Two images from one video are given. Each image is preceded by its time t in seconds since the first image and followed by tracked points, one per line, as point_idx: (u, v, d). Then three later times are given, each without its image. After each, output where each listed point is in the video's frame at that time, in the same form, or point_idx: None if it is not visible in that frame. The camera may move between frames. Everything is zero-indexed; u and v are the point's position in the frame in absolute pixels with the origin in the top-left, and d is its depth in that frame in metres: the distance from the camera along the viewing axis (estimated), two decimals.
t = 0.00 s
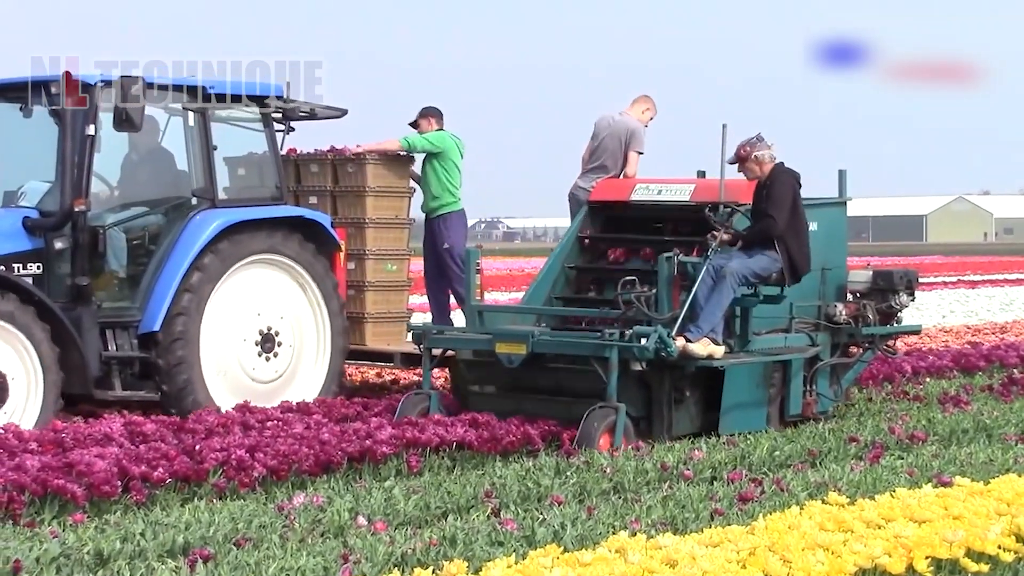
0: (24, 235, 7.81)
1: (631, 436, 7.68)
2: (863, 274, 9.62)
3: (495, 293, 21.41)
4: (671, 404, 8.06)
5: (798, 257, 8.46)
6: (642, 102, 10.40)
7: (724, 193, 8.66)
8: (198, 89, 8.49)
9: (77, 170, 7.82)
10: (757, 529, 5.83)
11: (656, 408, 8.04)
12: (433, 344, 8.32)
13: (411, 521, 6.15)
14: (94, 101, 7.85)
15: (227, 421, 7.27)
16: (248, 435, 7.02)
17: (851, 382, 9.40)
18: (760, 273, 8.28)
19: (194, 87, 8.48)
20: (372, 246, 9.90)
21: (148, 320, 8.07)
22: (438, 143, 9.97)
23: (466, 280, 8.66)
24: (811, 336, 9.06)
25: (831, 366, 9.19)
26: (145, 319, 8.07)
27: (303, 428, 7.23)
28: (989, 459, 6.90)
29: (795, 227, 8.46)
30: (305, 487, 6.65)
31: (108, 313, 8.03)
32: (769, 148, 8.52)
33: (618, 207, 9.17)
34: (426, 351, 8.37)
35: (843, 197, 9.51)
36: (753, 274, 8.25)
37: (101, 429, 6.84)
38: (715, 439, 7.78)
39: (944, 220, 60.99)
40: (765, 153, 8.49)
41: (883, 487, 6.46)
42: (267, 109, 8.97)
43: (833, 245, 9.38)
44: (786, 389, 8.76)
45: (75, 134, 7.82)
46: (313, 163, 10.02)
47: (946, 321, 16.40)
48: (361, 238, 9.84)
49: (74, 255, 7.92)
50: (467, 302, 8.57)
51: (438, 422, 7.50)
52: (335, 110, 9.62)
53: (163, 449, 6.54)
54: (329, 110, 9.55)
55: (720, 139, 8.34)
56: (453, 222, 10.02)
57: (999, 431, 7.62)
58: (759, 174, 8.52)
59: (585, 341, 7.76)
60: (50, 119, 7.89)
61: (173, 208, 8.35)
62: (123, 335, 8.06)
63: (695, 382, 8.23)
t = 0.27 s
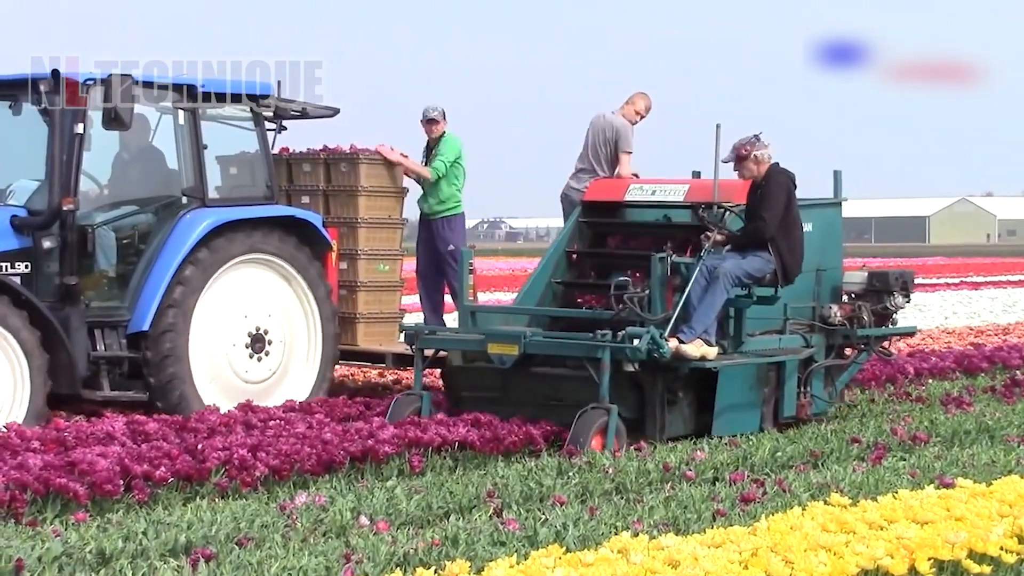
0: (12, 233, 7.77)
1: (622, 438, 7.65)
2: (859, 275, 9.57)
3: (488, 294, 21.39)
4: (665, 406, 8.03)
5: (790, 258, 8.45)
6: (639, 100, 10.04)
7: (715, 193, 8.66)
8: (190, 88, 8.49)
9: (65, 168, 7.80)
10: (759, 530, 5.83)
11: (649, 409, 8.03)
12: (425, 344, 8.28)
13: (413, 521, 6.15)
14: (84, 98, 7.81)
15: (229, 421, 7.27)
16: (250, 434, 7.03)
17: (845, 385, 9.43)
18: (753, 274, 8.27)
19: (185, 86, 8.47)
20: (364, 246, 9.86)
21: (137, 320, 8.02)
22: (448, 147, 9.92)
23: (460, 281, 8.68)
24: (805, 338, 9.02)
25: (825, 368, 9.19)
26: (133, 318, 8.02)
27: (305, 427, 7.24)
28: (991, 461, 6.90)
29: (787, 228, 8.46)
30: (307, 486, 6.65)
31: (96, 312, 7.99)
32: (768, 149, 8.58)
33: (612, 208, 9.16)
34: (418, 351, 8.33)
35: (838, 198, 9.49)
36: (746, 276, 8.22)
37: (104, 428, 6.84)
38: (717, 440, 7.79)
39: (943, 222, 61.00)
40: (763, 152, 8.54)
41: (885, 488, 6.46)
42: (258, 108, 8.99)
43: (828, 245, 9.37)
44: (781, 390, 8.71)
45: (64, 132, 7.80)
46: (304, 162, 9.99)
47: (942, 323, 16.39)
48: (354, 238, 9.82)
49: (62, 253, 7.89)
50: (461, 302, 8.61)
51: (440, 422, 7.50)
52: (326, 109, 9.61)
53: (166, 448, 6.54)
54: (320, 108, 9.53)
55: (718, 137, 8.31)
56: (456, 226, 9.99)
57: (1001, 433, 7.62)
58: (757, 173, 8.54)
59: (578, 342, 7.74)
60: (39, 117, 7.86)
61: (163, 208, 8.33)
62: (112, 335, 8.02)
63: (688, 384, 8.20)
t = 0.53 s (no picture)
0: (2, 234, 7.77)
1: (617, 439, 7.61)
2: (856, 276, 9.55)
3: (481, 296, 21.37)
4: (658, 407, 8.02)
5: (788, 257, 8.38)
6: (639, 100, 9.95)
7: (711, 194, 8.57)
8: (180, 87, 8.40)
9: (55, 167, 7.78)
10: (762, 531, 5.83)
11: (643, 411, 8.01)
12: (419, 345, 8.30)
13: (416, 521, 6.15)
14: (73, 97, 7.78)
15: (233, 420, 7.28)
16: (254, 434, 7.03)
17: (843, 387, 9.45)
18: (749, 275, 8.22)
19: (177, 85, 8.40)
20: (356, 246, 9.86)
21: (126, 320, 7.98)
22: (466, 158, 9.73)
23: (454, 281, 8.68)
24: (802, 339, 9.02)
25: (822, 370, 9.18)
26: (122, 318, 7.99)
27: (308, 427, 7.24)
28: (995, 462, 6.90)
29: (788, 227, 8.39)
30: (310, 486, 6.65)
31: (86, 312, 7.94)
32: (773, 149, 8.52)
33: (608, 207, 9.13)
34: (412, 352, 8.34)
35: (836, 199, 9.46)
36: (741, 276, 8.18)
37: (107, 427, 6.84)
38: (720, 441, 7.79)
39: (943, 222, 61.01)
40: (768, 152, 8.49)
41: (888, 489, 6.46)
42: (250, 108, 8.89)
43: (826, 245, 9.32)
44: (776, 393, 8.73)
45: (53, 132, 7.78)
46: (297, 162, 9.97)
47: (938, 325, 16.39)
48: (346, 238, 9.82)
49: (51, 254, 7.86)
50: (455, 303, 8.57)
51: (443, 422, 7.51)
52: (319, 110, 9.59)
53: (169, 447, 6.53)
54: (313, 108, 9.50)
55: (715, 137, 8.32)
56: (459, 226, 9.76)
57: (1005, 434, 7.62)
58: (761, 171, 8.46)
59: (570, 343, 7.74)
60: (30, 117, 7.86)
61: (154, 208, 8.29)
62: (100, 336, 7.94)
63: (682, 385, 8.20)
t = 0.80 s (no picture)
0: None
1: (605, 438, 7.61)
2: (844, 273, 9.51)
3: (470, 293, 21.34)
4: (646, 406, 8.03)
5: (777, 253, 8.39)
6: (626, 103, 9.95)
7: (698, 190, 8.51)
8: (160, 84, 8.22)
9: (33, 164, 7.58)
10: (760, 529, 5.84)
11: (631, 410, 8.02)
12: (405, 344, 8.29)
13: (414, 519, 6.15)
14: (53, 92, 7.62)
15: (230, 418, 7.28)
16: (251, 432, 7.03)
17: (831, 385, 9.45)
18: (736, 272, 8.22)
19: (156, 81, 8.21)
20: (340, 244, 9.73)
21: (107, 319, 7.83)
22: (466, 157, 9.75)
23: (439, 279, 8.64)
24: (790, 336, 9.03)
25: (810, 368, 9.16)
26: (103, 317, 7.83)
27: (306, 425, 7.24)
28: (992, 460, 6.91)
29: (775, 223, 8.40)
30: (308, 484, 6.65)
31: (66, 311, 7.76)
32: (758, 146, 8.52)
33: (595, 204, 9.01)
34: (399, 350, 8.33)
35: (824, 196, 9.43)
36: (728, 274, 8.17)
37: (105, 425, 6.83)
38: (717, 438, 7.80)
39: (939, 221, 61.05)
40: (752, 150, 8.49)
41: (886, 486, 6.47)
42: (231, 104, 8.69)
43: (814, 242, 9.29)
44: (764, 390, 8.74)
45: (32, 128, 7.61)
46: (279, 159, 9.81)
47: (930, 322, 16.40)
48: (329, 236, 9.69)
49: (30, 250, 7.64)
50: (441, 301, 8.55)
51: (441, 421, 7.52)
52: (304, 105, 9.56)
53: (167, 445, 6.52)
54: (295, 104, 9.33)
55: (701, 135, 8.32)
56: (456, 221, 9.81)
57: (1002, 431, 7.63)
58: (744, 171, 8.49)
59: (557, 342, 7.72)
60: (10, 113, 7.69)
61: (136, 205, 8.12)
62: (82, 334, 7.81)
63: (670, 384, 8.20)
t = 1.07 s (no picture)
0: None
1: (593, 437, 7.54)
2: (838, 273, 9.53)
3: (464, 292, 21.31)
4: (637, 405, 7.99)
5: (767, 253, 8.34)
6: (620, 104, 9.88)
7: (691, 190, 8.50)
8: (149, 80, 8.18)
9: (20, 160, 7.49)
10: (759, 528, 5.83)
11: (621, 409, 7.98)
12: (395, 341, 8.24)
13: (413, 517, 6.14)
14: (40, 87, 7.48)
15: (230, 414, 7.28)
16: (251, 429, 7.03)
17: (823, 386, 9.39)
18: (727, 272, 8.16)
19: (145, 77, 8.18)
20: (329, 242, 9.71)
21: (93, 315, 7.79)
22: (453, 157, 9.70)
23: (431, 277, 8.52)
24: (783, 336, 9.01)
25: (803, 367, 9.14)
26: (89, 313, 7.80)
27: (305, 422, 7.24)
28: (992, 460, 6.91)
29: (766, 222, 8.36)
30: (307, 481, 6.64)
31: (51, 307, 7.72)
32: (752, 145, 8.42)
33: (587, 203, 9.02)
34: (388, 348, 8.28)
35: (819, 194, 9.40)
36: (719, 272, 8.11)
37: (105, 421, 6.83)
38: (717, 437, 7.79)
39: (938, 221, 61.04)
40: (747, 148, 8.38)
41: (886, 486, 6.47)
42: (219, 101, 8.69)
43: (808, 241, 9.29)
44: (756, 390, 8.67)
45: (19, 123, 7.49)
46: (269, 156, 9.80)
47: (926, 321, 16.40)
48: (318, 233, 9.67)
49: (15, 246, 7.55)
50: (432, 299, 8.41)
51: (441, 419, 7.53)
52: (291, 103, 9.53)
53: (167, 442, 6.53)
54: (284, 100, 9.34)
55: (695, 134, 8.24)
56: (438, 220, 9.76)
57: (1003, 431, 7.63)
58: (740, 169, 8.41)
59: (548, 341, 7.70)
60: None
61: (122, 201, 8.08)
62: (67, 331, 7.74)
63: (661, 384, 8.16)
